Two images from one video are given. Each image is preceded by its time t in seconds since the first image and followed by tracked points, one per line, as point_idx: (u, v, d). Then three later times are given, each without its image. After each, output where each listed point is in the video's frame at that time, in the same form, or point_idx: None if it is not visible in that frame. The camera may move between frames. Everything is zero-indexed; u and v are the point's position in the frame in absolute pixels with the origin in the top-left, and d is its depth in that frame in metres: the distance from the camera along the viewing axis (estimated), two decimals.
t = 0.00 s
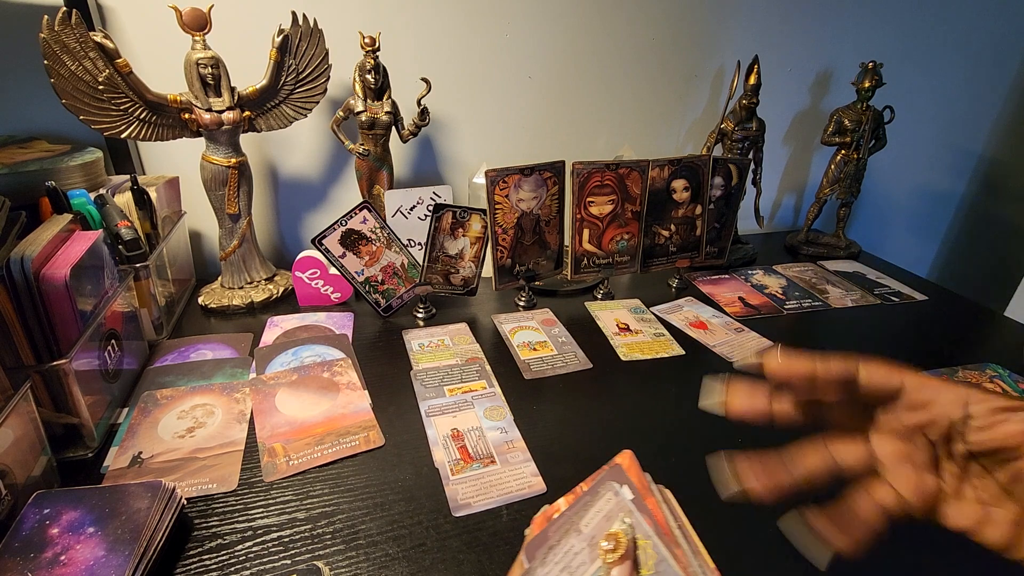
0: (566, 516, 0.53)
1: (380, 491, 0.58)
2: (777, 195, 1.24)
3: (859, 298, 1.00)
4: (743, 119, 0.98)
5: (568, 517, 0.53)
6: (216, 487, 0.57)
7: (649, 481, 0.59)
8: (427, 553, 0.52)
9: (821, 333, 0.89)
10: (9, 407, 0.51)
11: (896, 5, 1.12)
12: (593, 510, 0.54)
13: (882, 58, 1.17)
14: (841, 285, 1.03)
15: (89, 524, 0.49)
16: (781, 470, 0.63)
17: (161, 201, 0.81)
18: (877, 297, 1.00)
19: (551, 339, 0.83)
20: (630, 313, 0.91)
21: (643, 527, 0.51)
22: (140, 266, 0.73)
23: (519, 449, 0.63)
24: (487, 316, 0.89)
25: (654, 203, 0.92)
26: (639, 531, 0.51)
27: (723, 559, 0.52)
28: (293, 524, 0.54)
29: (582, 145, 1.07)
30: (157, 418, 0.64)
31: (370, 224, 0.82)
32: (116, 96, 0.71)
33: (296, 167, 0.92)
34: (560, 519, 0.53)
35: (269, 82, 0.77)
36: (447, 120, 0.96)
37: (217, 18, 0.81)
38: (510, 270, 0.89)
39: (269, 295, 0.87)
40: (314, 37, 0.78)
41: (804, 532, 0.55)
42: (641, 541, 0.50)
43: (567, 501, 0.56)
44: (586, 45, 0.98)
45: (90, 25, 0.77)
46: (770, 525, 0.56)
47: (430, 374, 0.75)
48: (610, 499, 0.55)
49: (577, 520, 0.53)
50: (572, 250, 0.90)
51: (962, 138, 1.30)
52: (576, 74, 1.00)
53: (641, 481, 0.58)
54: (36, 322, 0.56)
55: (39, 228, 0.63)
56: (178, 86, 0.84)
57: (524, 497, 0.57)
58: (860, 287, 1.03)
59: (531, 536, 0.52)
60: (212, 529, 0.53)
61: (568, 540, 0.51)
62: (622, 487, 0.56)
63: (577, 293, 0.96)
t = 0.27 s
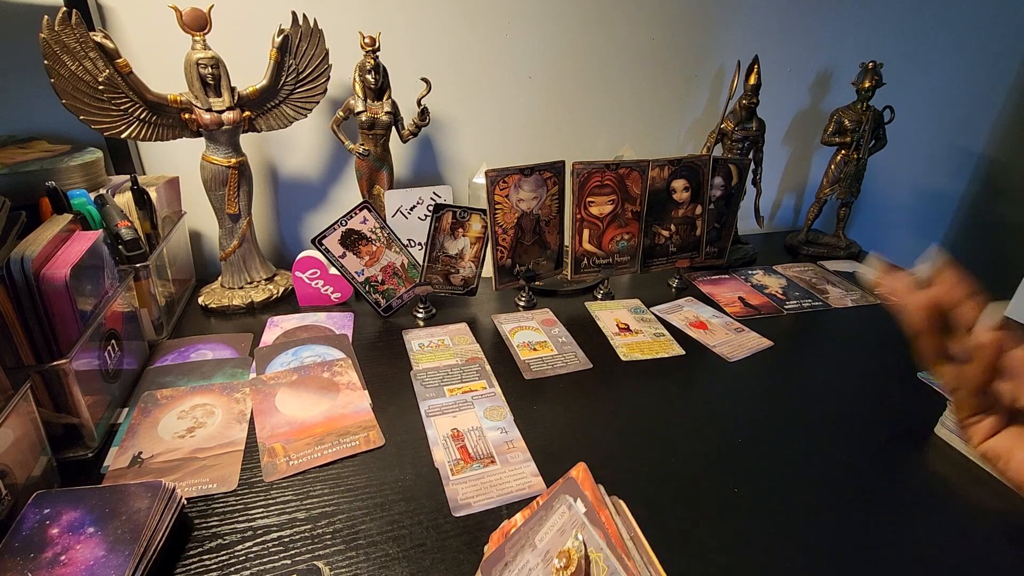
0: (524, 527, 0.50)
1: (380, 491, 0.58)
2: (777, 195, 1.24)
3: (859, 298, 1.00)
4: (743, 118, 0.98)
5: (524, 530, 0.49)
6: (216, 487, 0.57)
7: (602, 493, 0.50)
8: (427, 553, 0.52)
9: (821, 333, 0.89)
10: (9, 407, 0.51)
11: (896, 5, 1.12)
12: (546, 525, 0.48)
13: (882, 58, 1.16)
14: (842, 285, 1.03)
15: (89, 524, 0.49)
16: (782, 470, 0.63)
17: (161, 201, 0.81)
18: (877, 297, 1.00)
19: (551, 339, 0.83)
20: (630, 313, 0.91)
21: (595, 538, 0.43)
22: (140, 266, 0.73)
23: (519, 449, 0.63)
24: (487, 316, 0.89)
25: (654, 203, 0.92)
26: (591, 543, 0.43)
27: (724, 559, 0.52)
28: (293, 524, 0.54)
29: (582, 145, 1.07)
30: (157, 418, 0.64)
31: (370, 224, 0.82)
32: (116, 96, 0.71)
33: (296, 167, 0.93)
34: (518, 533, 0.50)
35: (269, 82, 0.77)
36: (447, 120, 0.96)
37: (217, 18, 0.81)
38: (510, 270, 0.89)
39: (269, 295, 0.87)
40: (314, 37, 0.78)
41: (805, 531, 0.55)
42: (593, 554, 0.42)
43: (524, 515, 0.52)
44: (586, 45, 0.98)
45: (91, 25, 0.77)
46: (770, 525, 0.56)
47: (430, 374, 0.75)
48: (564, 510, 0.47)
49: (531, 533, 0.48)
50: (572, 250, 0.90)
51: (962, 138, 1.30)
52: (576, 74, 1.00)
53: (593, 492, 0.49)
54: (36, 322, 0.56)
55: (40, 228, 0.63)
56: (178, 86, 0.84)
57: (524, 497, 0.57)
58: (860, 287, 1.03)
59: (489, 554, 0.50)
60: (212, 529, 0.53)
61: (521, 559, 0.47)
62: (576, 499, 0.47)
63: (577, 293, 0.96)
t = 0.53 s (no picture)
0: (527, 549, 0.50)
1: (380, 491, 0.58)
2: (777, 195, 1.24)
3: (859, 298, 1.00)
4: (743, 119, 0.98)
5: (527, 552, 0.49)
6: (216, 487, 0.57)
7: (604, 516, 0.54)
8: (427, 553, 0.52)
9: (821, 333, 0.89)
10: (9, 407, 0.51)
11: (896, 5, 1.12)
12: (549, 547, 0.49)
13: (882, 58, 1.16)
14: (841, 285, 1.03)
15: (89, 524, 0.49)
16: (782, 470, 0.62)
17: (161, 201, 0.81)
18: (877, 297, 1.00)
19: (551, 339, 0.83)
20: (630, 313, 0.91)
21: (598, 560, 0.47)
22: (140, 266, 0.73)
23: (519, 450, 0.63)
24: (487, 316, 0.89)
25: (654, 203, 0.92)
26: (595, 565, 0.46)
27: (724, 559, 0.52)
28: (293, 524, 0.54)
29: (581, 145, 1.07)
30: (157, 418, 0.64)
31: (370, 224, 0.82)
32: (116, 96, 0.71)
33: (296, 167, 0.92)
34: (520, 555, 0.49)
35: (269, 82, 0.77)
36: (447, 120, 0.96)
37: (217, 18, 0.81)
38: (510, 270, 0.89)
39: (269, 295, 0.87)
40: (314, 37, 0.78)
41: (805, 531, 0.55)
42: None
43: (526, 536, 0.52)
44: (586, 45, 0.98)
45: (90, 25, 0.77)
46: (770, 525, 0.56)
47: (430, 374, 0.75)
48: (567, 533, 0.50)
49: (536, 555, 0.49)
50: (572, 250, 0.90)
51: (962, 138, 1.30)
52: (576, 73, 1.00)
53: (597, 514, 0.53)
54: (36, 322, 0.56)
55: (39, 228, 0.63)
56: (178, 86, 0.84)
57: (524, 497, 0.57)
58: (860, 287, 1.03)
59: None
60: (212, 529, 0.53)
61: None
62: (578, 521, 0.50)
63: (577, 293, 0.96)
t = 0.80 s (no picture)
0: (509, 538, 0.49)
1: (380, 491, 0.58)
2: (777, 195, 1.24)
3: (859, 298, 1.00)
4: (743, 119, 0.98)
5: (509, 540, 0.49)
6: (216, 487, 0.57)
7: (586, 503, 0.54)
8: (427, 553, 0.52)
9: (821, 333, 0.89)
10: (9, 407, 0.51)
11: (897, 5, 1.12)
12: (532, 537, 0.49)
13: (883, 58, 1.16)
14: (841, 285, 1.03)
15: (89, 524, 0.49)
16: (782, 471, 0.62)
17: (161, 201, 0.81)
18: (877, 297, 1.00)
19: (551, 339, 0.83)
20: (630, 313, 0.91)
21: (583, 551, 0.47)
22: (140, 266, 0.73)
23: (519, 450, 0.63)
24: (487, 316, 0.89)
25: (654, 203, 0.92)
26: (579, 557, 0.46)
27: (723, 560, 0.52)
28: (293, 524, 0.54)
29: (582, 145, 1.07)
30: (157, 418, 0.64)
31: (370, 224, 0.82)
32: (116, 96, 0.71)
33: (296, 167, 0.92)
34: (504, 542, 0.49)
35: (269, 82, 0.77)
36: (447, 120, 0.96)
37: (217, 18, 0.81)
38: (510, 270, 0.89)
39: (269, 295, 0.87)
40: (314, 37, 0.78)
41: (805, 531, 0.55)
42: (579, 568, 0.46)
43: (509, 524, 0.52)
44: (586, 44, 0.98)
45: (91, 25, 0.77)
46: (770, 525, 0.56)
47: (430, 374, 0.75)
48: (550, 521, 0.49)
49: (518, 544, 0.48)
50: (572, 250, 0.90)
51: (962, 138, 1.30)
52: (576, 73, 1.00)
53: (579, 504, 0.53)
54: (36, 322, 0.56)
55: (39, 228, 0.63)
56: (178, 86, 0.84)
57: (524, 497, 0.57)
58: (860, 287, 1.03)
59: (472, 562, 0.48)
60: (212, 529, 0.53)
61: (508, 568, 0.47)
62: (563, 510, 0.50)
63: (577, 293, 0.96)
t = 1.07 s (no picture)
0: (494, 505, 0.49)
1: (380, 491, 0.58)
2: (777, 195, 1.24)
3: (859, 298, 1.00)
4: (743, 118, 0.98)
5: (493, 507, 0.49)
6: (216, 487, 0.57)
7: (564, 475, 0.50)
8: (427, 553, 0.52)
9: (821, 333, 0.89)
10: (9, 407, 0.51)
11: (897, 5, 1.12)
12: (509, 503, 0.47)
13: (883, 58, 1.16)
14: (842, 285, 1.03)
15: (89, 524, 0.49)
16: (782, 471, 0.62)
17: (161, 201, 0.81)
18: (877, 297, 1.00)
19: (551, 339, 0.83)
20: (630, 313, 0.91)
21: (543, 518, 0.44)
22: (140, 266, 0.73)
23: (519, 449, 0.63)
24: (487, 316, 0.89)
25: (654, 203, 0.92)
26: (537, 525, 0.43)
27: (724, 560, 0.52)
28: (293, 524, 0.54)
29: (582, 145, 1.07)
30: (157, 418, 0.64)
31: (370, 224, 0.82)
32: (116, 96, 0.71)
33: (296, 167, 0.92)
34: (491, 510, 0.49)
35: (269, 82, 0.77)
36: (447, 120, 0.96)
37: (218, 19, 0.81)
38: (510, 270, 0.89)
39: (269, 295, 0.87)
40: (314, 37, 0.78)
41: (806, 530, 0.56)
42: (537, 535, 0.43)
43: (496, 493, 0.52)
44: (587, 45, 0.98)
45: (90, 25, 0.77)
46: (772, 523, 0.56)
47: (430, 374, 0.75)
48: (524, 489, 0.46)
49: (497, 510, 0.48)
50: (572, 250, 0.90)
51: (962, 138, 1.30)
52: (577, 73, 1.00)
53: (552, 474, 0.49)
54: (36, 322, 0.56)
55: (40, 228, 0.63)
56: (178, 86, 0.84)
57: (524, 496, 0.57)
58: (860, 287, 1.03)
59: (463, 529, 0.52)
60: (212, 529, 0.53)
61: (489, 529, 0.47)
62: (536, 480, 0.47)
63: (576, 293, 0.96)
